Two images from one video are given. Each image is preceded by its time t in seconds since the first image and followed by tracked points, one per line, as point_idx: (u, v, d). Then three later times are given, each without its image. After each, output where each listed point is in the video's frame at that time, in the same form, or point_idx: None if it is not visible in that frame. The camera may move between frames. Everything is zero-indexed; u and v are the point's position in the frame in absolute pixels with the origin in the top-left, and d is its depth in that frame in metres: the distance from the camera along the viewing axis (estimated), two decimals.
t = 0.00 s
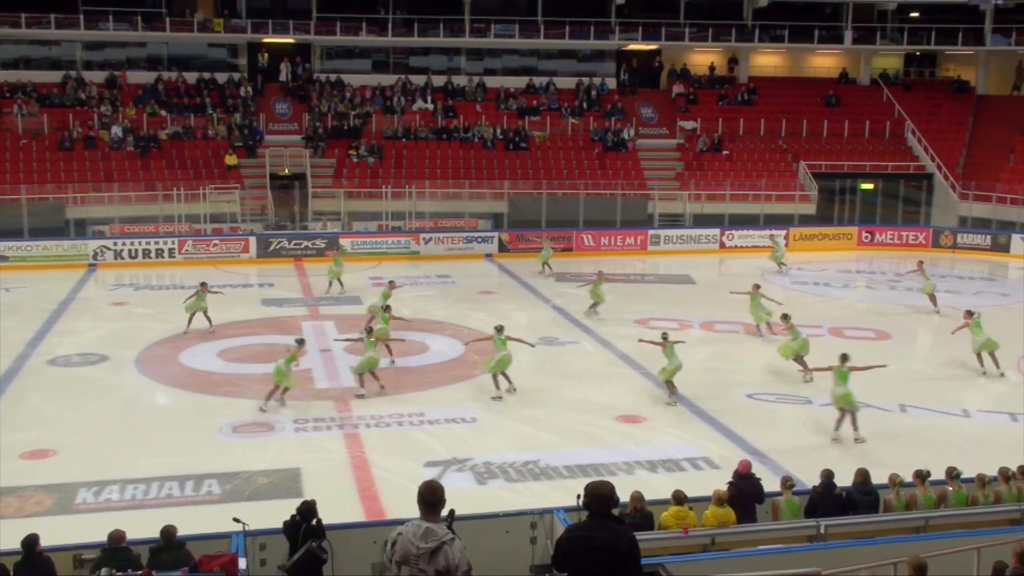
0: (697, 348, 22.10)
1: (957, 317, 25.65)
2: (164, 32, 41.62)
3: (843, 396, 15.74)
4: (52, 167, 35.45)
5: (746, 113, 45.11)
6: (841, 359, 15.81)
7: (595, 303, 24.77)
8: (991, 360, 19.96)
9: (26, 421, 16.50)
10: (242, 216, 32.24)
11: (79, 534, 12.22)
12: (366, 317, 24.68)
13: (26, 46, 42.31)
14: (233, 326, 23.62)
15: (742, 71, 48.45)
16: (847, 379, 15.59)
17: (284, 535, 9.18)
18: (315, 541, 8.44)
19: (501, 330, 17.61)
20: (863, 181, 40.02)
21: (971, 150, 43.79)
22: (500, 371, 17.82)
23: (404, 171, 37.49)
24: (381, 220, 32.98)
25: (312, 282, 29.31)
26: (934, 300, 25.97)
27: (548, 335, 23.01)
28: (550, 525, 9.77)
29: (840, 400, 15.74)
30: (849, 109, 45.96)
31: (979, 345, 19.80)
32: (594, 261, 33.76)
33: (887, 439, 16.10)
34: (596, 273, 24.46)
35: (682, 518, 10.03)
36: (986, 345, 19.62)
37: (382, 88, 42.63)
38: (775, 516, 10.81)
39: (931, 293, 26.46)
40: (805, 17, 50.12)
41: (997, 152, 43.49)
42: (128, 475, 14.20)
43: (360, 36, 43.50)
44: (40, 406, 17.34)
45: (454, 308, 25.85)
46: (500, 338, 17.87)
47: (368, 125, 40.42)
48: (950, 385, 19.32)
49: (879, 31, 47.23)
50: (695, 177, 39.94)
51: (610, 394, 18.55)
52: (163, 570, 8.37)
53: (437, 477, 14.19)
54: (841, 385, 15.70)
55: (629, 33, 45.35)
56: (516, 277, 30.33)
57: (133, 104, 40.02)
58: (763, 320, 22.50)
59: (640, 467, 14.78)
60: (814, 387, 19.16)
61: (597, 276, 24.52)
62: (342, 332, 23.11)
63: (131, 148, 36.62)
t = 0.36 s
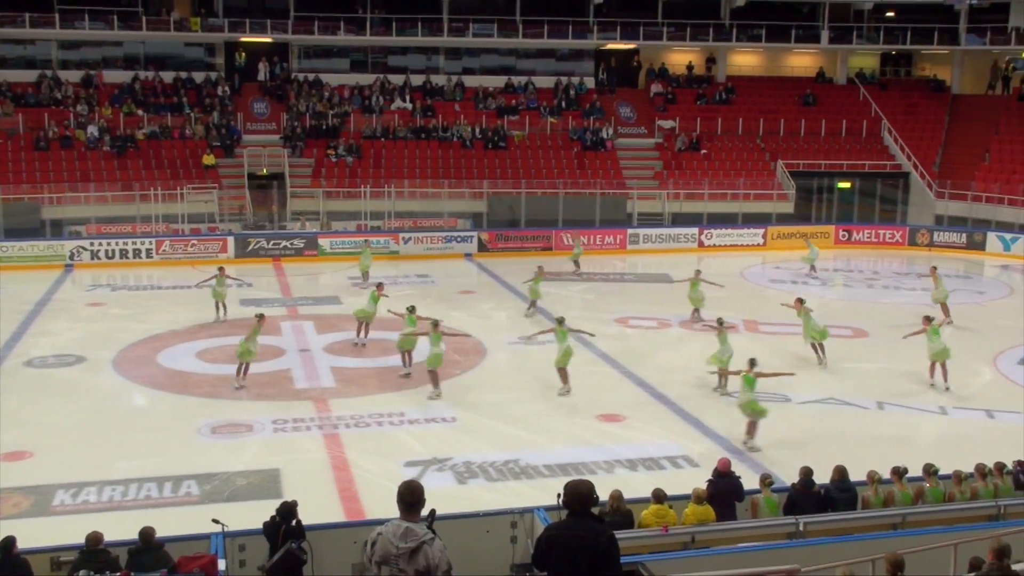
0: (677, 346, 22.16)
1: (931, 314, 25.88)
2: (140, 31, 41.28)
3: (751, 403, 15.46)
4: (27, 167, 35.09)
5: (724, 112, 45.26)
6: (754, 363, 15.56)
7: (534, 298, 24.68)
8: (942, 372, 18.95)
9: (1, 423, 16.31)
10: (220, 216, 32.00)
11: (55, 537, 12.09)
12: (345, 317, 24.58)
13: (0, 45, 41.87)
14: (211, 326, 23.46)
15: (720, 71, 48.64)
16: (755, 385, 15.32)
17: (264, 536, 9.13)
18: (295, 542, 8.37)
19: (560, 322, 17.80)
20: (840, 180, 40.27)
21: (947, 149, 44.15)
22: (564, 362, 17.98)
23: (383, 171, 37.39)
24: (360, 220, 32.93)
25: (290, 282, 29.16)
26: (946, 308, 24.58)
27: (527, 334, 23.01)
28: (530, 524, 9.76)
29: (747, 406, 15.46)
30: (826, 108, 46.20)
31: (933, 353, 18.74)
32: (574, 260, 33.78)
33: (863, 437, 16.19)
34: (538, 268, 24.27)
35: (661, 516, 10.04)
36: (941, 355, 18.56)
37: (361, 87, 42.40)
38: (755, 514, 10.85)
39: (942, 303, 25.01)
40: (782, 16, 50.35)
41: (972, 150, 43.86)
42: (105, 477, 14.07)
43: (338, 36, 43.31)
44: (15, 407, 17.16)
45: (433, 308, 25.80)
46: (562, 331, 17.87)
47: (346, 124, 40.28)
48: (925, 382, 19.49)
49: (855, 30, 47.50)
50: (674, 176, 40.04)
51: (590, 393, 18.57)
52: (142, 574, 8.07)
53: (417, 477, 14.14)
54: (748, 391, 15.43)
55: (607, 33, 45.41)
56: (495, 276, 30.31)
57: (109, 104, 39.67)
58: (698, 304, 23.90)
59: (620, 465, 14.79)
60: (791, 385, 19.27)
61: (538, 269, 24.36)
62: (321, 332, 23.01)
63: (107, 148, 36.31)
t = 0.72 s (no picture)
0: (665, 345, 22.19)
1: (917, 313, 26.00)
2: (125, 32, 41.06)
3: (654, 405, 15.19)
4: (11, 167, 34.86)
5: (712, 111, 45.34)
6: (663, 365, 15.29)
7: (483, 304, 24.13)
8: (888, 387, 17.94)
9: None
10: (206, 216, 32.01)
11: (42, 538, 12.01)
12: (333, 317, 24.52)
13: None
14: (199, 327, 23.38)
15: (708, 70, 48.71)
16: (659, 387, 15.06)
17: (251, 537, 9.09)
18: (283, 542, 8.33)
19: (628, 323, 17.89)
20: (827, 179, 40.41)
21: (933, 149, 44.35)
22: (632, 365, 17.87)
23: (370, 171, 37.31)
24: (348, 220, 33.01)
25: (278, 282, 29.08)
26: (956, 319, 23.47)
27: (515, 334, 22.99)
28: (518, 524, 9.77)
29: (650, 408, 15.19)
30: (813, 108, 46.32)
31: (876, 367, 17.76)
32: (562, 260, 33.77)
33: (850, 436, 16.23)
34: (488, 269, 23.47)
35: (650, 515, 10.05)
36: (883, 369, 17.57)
37: (348, 87, 42.30)
38: (743, 513, 10.87)
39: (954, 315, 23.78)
40: (769, 16, 50.49)
41: (958, 150, 44.11)
42: (92, 478, 13.98)
43: (325, 36, 43.17)
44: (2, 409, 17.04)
45: (421, 308, 25.75)
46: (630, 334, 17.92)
47: (333, 124, 40.19)
48: (911, 382, 19.56)
49: (841, 30, 47.64)
50: (662, 175, 40.07)
51: (578, 392, 18.57)
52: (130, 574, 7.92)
53: (405, 478, 14.11)
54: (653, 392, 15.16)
55: (594, 32, 45.43)
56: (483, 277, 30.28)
57: (95, 104, 39.45)
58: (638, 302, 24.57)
59: (608, 465, 14.80)
60: (779, 383, 19.31)
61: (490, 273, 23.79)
62: (309, 332, 22.94)
63: (94, 148, 36.14)
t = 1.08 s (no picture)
0: (651, 345, 22.22)
1: (902, 312, 26.12)
2: (109, 32, 40.85)
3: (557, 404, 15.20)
4: None
5: (697, 111, 45.42)
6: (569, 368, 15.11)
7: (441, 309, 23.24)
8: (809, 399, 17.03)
9: None
10: (192, 216, 31.98)
11: (25, 540, 11.93)
12: (319, 317, 24.45)
13: None
14: (183, 328, 23.28)
15: (693, 70, 48.81)
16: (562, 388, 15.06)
17: (237, 537, 9.06)
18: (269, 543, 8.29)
19: (690, 320, 18.75)
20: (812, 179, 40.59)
21: (916, 148, 44.60)
22: (695, 358, 18.65)
23: (356, 171, 37.23)
24: (333, 220, 33.03)
25: (263, 283, 28.95)
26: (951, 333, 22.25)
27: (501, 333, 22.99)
28: (505, 523, 9.76)
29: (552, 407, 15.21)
30: (797, 107, 46.45)
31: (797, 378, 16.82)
32: (548, 260, 33.73)
33: (836, 434, 16.30)
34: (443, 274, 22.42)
35: (636, 514, 10.07)
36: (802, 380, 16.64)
37: (334, 87, 42.18)
38: (729, 511, 10.91)
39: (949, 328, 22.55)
40: (753, 15, 50.65)
41: (941, 149, 44.35)
42: (76, 480, 13.89)
43: (310, 35, 43.01)
44: None
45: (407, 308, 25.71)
46: (690, 328, 18.68)
47: (319, 124, 40.07)
48: (895, 380, 19.67)
49: (826, 29, 47.79)
50: (647, 174, 40.12)
51: (565, 391, 18.56)
52: None
53: (391, 478, 14.09)
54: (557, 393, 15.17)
55: (580, 32, 45.44)
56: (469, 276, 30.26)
57: (79, 104, 39.19)
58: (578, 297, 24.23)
59: (594, 464, 14.81)
60: (765, 382, 19.37)
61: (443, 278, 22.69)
62: (294, 332, 22.86)
63: (78, 148, 35.93)
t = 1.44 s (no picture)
0: (638, 344, 22.24)
1: (887, 310, 26.25)
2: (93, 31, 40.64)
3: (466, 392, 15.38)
4: None
5: (683, 110, 45.51)
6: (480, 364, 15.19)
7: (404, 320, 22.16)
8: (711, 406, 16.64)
9: None
10: (177, 216, 31.99)
11: (9, 543, 11.83)
12: (305, 317, 24.37)
13: None
14: (169, 328, 23.16)
15: (679, 69, 48.89)
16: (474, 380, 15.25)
17: (224, 538, 9.02)
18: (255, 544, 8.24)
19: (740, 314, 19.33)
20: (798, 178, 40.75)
21: (900, 147, 44.83)
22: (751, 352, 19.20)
23: (342, 171, 37.16)
24: (319, 220, 32.99)
25: (249, 283, 28.82)
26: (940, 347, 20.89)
27: (488, 333, 22.97)
28: (492, 523, 9.75)
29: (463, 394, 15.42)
30: (783, 106, 46.57)
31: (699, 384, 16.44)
32: (535, 259, 33.70)
33: (822, 432, 16.35)
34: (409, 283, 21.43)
35: (623, 513, 10.09)
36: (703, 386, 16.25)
37: (319, 87, 42.05)
38: (715, 510, 10.95)
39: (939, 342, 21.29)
40: (738, 15, 50.80)
41: (926, 148, 44.61)
42: (61, 482, 13.80)
43: (296, 34, 42.84)
44: None
45: (393, 308, 25.66)
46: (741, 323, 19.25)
47: (305, 123, 39.94)
48: (880, 378, 19.76)
49: (811, 28, 47.95)
50: (633, 174, 40.17)
51: (552, 391, 18.56)
52: None
53: (378, 478, 14.06)
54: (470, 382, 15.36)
55: (566, 31, 45.45)
56: (455, 276, 30.23)
57: (63, 103, 38.93)
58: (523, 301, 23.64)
59: (581, 463, 14.82)
60: (752, 381, 19.42)
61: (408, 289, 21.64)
62: (280, 332, 22.78)
63: (62, 148, 35.72)
